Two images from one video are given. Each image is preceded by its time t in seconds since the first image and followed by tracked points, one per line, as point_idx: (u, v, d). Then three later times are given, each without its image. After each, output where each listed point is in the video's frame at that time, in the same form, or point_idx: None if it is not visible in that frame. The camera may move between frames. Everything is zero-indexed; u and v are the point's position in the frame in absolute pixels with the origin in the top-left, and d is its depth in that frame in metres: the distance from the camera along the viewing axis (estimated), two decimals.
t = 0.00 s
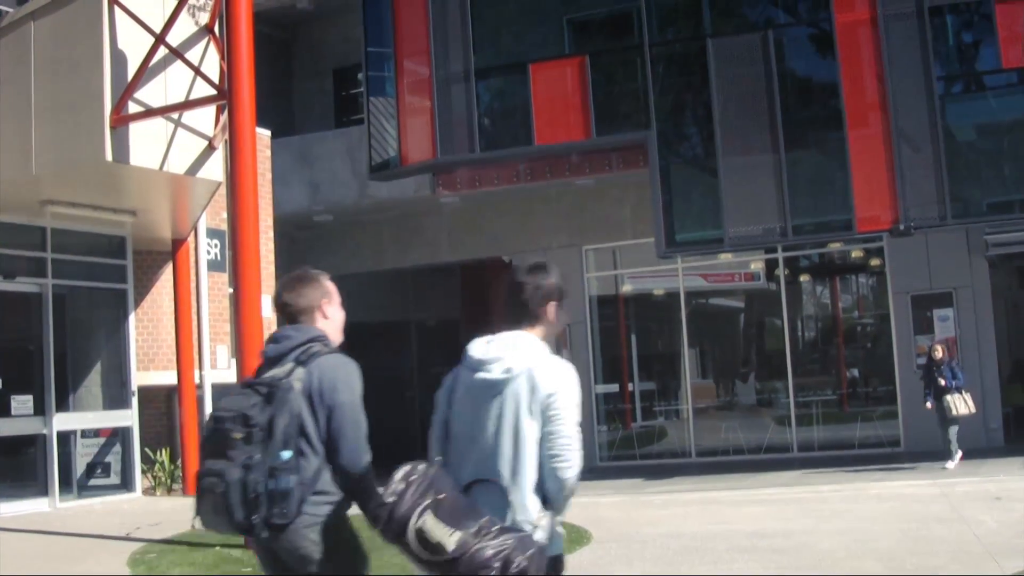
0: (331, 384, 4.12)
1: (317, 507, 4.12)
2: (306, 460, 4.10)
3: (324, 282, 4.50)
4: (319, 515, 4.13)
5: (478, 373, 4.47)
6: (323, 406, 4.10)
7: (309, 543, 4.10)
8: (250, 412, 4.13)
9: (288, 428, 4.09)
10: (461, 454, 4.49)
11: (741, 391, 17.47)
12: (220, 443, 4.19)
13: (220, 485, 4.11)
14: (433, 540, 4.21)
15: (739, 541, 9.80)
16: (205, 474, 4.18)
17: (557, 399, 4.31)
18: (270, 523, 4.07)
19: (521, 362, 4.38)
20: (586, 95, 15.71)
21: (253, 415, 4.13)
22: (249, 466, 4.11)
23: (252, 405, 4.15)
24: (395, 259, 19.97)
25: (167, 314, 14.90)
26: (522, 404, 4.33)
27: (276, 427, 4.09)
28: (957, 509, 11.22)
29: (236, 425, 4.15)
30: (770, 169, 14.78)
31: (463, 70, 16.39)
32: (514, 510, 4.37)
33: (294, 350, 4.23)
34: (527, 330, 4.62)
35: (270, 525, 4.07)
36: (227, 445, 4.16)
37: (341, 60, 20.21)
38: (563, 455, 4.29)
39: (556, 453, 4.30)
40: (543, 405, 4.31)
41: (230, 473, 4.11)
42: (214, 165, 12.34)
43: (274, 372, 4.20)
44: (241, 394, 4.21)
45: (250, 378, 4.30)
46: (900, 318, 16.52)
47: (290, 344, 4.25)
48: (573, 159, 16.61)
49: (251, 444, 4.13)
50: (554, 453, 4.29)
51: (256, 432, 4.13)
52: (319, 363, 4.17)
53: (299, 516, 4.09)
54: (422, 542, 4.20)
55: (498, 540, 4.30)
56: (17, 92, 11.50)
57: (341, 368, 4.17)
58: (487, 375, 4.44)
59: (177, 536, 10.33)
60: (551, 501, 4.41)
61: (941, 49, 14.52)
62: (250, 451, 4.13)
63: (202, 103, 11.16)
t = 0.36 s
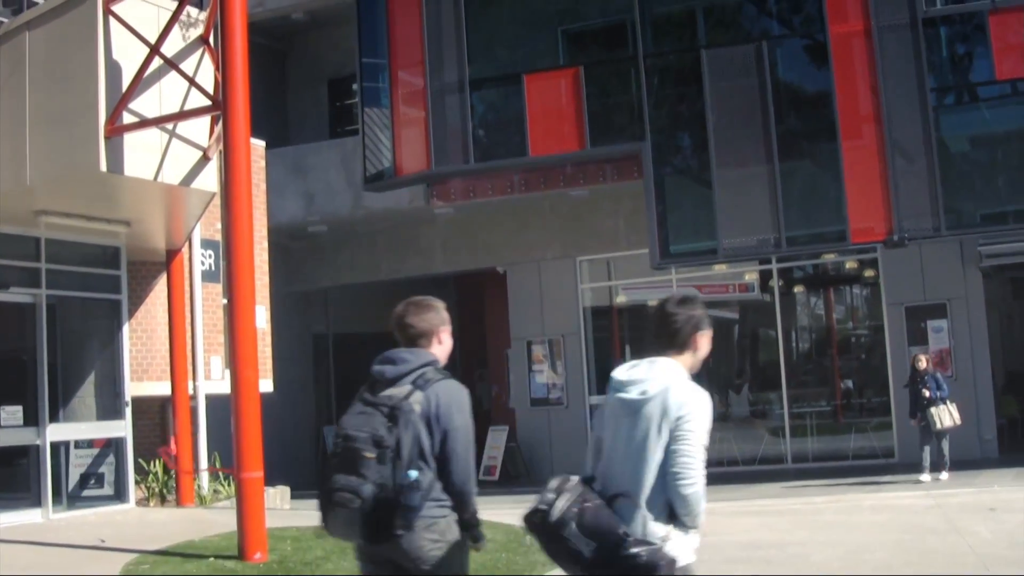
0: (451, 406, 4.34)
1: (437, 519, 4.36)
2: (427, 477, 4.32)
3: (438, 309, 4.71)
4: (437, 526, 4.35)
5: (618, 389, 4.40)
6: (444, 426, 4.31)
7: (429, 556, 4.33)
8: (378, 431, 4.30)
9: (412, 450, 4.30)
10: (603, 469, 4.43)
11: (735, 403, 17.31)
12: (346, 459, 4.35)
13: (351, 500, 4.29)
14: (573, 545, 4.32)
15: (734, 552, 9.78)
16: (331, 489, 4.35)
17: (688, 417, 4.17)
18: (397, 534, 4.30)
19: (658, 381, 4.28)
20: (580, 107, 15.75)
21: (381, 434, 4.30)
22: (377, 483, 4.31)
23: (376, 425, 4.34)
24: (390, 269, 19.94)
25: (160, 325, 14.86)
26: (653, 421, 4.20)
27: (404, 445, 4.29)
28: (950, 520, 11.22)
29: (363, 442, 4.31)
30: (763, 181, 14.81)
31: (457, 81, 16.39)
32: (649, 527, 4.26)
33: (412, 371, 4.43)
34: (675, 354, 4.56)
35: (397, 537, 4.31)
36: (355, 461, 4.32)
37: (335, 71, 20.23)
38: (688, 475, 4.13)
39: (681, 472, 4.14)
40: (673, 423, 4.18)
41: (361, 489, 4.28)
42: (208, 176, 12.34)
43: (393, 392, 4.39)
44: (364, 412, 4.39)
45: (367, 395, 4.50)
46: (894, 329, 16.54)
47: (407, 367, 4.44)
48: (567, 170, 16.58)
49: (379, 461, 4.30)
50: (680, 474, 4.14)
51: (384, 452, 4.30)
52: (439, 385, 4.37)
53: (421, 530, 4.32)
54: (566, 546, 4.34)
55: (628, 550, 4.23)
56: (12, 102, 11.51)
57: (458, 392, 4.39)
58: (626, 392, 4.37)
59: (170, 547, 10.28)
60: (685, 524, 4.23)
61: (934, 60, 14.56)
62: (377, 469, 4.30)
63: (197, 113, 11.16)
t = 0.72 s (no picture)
0: (522, 413, 5.03)
1: (506, 513, 5.05)
2: (498, 475, 5.01)
3: (513, 327, 5.37)
4: (505, 519, 5.05)
5: (741, 401, 4.99)
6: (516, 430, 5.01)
7: (498, 544, 5.04)
8: (455, 432, 5.00)
9: (485, 449, 5.00)
10: (721, 471, 5.11)
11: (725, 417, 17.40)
12: (428, 455, 5.09)
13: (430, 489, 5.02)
14: (691, 541, 5.00)
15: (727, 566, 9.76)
16: (416, 480, 5.11)
17: (805, 430, 4.75)
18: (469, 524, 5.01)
19: (778, 396, 4.83)
20: (570, 121, 15.81)
21: (457, 435, 5.00)
22: (453, 478, 5.01)
23: (454, 426, 5.03)
24: (380, 283, 19.89)
25: (150, 338, 14.80)
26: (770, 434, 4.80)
27: (478, 444, 4.98)
28: (941, 535, 11.23)
29: (442, 441, 5.03)
30: (754, 195, 14.87)
31: (448, 96, 16.48)
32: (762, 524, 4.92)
33: (488, 382, 5.14)
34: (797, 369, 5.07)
35: (470, 526, 5.02)
36: (434, 457, 5.04)
37: (326, 84, 20.23)
38: (801, 481, 4.72)
39: (796, 479, 4.73)
40: (791, 435, 4.76)
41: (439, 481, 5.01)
42: (198, 190, 12.31)
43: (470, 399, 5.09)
44: (444, 415, 5.10)
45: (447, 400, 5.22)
46: (884, 343, 16.52)
47: (484, 378, 5.16)
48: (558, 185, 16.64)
49: (454, 458, 5.01)
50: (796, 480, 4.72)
51: (458, 450, 5.00)
52: (510, 395, 5.06)
53: (491, 521, 5.02)
54: (681, 540, 5.02)
55: (743, 546, 4.89)
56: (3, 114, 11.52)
57: (528, 401, 5.07)
58: (748, 404, 4.95)
59: (161, 561, 10.27)
60: (800, 526, 4.81)
61: (924, 75, 14.59)
62: (454, 466, 5.01)
63: (187, 127, 11.12)
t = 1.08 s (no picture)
0: (578, 419, 5.18)
1: (564, 513, 5.21)
2: (555, 477, 5.16)
3: (572, 338, 5.52)
4: (564, 517, 5.21)
5: (838, 401, 5.31)
6: (571, 436, 5.15)
7: (557, 541, 5.21)
8: (515, 437, 5.16)
9: (543, 453, 5.15)
10: (828, 468, 5.41)
11: (714, 432, 17.37)
12: (490, 458, 5.25)
13: (491, 491, 5.19)
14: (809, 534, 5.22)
15: None
16: (479, 481, 5.27)
17: (903, 423, 5.04)
18: (529, 523, 5.18)
19: (874, 395, 5.14)
20: (560, 136, 15.82)
21: (517, 439, 5.15)
22: (513, 480, 5.17)
23: (514, 431, 5.19)
24: (369, 299, 19.89)
25: (138, 353, 14.76)
26: (873, 429, 5.11)
27: (537, 448, 5.14)
28: (929, 549, 11.23)
29: (504, 446, 5.19)
30: (743, 211, 14.94)
31: (437, 111, 16.44)
32: (875, 515, 5.22)
33: (547, 390, 5.28)
34: (882, 368, 5.36)
35: (527, 525, 5.18)
36: (496, 461, 5.21)
37: (315, 100, 20.23)
38: (910, 471, 5.02)
39: (906, 469, 5.03)
40: (891, 429, 5.07)
41: (500, 483, 5.17)
42: (187, 205, 12.29)
43: (528, 406, 5.25)
44: (504, 421, 5.26)
45: (511, 407, 5.38)
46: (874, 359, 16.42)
47: (542, 386, 5.31)
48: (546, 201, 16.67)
49: (514, 462, 5.17)
50: (905, 468, 5.02)
51: (518, 454, 5.15)
52: (567, 402, 5.21)
53: (548, 519, 5.18)
54: (801, 534, 5.23)
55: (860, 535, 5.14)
56: None
57: (585, 410, 5.21)
58: (845, 403, 5.27)
59: None
60: (905, 512, 5.16)
61: (912, 91, 14.67)
62: (514, 469, 5.17)
63: (177, 142, 11.11)
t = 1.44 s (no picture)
0: (635, 432, 5.40)
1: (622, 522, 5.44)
2: (613, 488, 5.36)
3: (627, 354, 5.66)
4: (622, 526, 5.41)
5: (914, 418, 5.22)
6: (630, 450, 5.36)
7: (616, 547, 5.41)
8: (575, 452, 5.37)
9: (602, 467, 5.36)
10: (907, 484, 5.27)
11: (700, 447, 17.35)
12: (554, 472, 5.45)
13: (553, 504, 5.39)
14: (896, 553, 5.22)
15: None
16: (541, 493, 5.48)
17: (976, 437, 4.93)
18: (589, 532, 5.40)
19: (948, 409, 5.05)
20: (547, 151, 15.85)
21: (578, 454, 5.37)
22: (575, 493, 5.38)
23: (574, 446, 5.41)
24: (356, 313, 19.87)
25: (124, 367, 14.69)
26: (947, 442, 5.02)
27: (597, 463, 5.36)
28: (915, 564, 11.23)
29: (564, 460, 5.40)
30: (729, 226, 15.00)
31: (424, 125, 16.45)
32: (954, 528, 5.10)
33: (605, 405, 5.47)
34: (958, 384, 5.19)
35: (588, 534, 5.41)
36: (557, 475, 5.42)
37: (302, 114, 20.22)
38: (984, 482, 4.88)
39: (977, 482, 4.89)
40: (964, 442, 4.96)
41: (563, 497, 5.37)
42: (174, 218, 12.28)
43: (586, 421, 5.45)
44: (564, 436, 5.47)
45: (570, 420, 5.57)
46: (859, 373, 16.49)
47: (600, 402, 5.47)
48: (533, 215, 16.71)
49: (574, 475, 5.38)
50: (977, 482, 4.89)
51: (579, 468, 5.37)
52: (625, 417, 5.42)
53: (609, 527, 5.39)
54: (888, 554, 5.24)
55: (940, 550, 5.10)
56: None
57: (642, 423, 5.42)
58: (921, 420, 5.18)
59: None
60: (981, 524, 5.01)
61: (898, 106, 14.78)
62: (575, 483, 5.38)
63: (164, 155, 11.08)
